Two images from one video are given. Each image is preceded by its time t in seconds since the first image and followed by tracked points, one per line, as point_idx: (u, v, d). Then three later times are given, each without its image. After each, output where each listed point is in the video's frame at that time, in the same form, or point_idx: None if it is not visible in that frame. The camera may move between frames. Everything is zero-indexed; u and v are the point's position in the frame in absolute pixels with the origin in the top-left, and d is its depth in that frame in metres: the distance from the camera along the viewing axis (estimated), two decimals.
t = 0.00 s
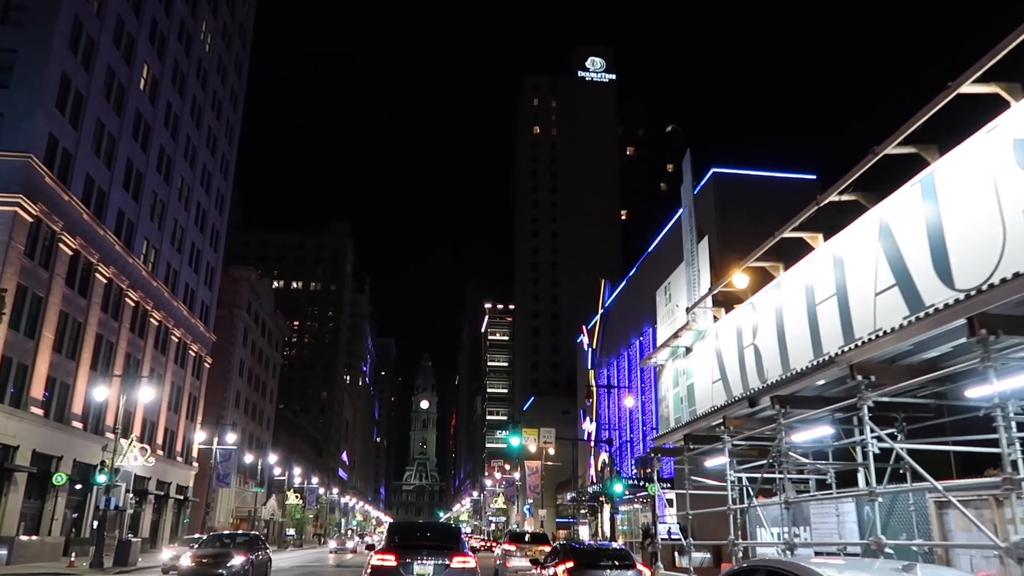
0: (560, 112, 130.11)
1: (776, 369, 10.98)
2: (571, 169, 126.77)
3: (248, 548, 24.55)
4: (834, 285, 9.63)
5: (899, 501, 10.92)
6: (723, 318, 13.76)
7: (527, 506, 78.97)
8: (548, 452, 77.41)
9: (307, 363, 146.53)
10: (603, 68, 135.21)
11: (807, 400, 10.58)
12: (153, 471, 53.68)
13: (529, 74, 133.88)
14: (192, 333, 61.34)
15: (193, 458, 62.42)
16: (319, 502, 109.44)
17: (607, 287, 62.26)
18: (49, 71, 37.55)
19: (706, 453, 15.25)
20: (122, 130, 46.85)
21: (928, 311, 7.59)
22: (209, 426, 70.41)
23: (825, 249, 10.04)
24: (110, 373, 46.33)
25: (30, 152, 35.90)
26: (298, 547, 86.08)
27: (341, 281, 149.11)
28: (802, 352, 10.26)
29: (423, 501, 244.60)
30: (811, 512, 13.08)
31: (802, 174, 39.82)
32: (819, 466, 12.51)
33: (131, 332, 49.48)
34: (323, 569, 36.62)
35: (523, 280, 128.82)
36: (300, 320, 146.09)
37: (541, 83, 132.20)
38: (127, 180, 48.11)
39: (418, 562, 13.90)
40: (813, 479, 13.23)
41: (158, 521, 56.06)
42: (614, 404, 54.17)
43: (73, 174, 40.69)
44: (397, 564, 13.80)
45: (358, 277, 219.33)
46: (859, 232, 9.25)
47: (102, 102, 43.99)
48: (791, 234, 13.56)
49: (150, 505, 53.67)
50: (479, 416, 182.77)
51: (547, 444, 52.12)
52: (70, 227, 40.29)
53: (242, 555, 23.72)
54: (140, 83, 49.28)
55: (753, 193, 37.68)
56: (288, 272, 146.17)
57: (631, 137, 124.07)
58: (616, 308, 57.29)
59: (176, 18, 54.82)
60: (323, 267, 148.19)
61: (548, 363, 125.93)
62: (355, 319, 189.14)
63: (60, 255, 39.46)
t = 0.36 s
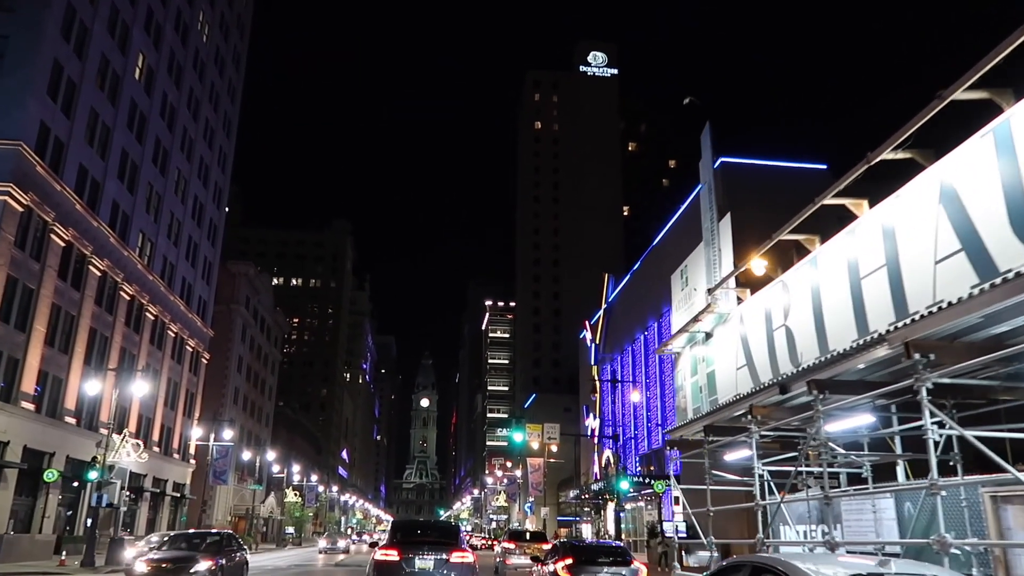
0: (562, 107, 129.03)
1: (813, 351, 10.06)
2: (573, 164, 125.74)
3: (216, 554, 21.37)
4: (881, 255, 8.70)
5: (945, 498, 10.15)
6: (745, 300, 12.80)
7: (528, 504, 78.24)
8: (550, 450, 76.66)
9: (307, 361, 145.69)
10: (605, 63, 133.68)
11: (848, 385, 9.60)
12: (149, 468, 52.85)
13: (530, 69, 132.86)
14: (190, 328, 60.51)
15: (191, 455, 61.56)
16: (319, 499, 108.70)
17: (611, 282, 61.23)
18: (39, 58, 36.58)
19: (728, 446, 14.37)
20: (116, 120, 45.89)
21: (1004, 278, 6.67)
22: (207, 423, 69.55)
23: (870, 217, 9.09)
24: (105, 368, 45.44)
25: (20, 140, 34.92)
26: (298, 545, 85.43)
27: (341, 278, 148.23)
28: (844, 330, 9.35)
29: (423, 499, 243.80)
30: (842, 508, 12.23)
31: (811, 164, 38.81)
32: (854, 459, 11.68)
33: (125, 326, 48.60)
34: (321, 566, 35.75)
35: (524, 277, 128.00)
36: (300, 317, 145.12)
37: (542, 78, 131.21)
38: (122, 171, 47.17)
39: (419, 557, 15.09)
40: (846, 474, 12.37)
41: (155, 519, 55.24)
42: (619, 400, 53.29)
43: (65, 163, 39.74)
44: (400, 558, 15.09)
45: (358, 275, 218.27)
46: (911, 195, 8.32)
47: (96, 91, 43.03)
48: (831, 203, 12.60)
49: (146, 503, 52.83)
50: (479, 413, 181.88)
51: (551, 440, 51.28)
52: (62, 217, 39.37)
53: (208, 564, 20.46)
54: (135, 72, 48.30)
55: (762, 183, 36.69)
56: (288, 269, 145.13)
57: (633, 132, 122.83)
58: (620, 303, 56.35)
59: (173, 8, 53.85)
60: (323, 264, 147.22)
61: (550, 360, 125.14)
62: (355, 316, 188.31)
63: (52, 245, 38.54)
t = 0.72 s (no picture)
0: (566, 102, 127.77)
1: (866, 328, 8.96)
2: (578, 159, 124.53)
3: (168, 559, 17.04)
4: (956, 214, 7.59)
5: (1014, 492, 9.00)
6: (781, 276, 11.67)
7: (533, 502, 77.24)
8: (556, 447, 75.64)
9: (309, 358, 144.72)
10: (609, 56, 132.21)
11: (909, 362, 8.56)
12: (148, 464, 51.93)
13: (534, 63, 131.61)
14: (190, 323, 59.58)
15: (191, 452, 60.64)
16: (321, 497, 107.78)
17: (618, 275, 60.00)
18: (32, 43, 35.56)
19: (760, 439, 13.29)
20: (113, 109, 44.89)
21: None
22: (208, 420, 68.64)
23: (939, 172, 8.00)
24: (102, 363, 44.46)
25: (12, 127, 33.90)
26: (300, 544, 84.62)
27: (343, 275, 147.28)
28: (909, 302, 8.25)
29: (427, 498, 242.78)
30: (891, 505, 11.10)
31: (827, 151, 37.68)
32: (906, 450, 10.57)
33: (123, 320, 47.64)
34: (322, 564, 34.69)
35: (529, 274, 126.90)
36: (302, 315, 144.12)
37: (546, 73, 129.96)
38: (119, 162, 46.17)
39: (423, 553, 16.48)
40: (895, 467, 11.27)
41: (154, 517, 54.29)
42: (628, 395, 52.39)
43: (59, 152, 38.75)
44: (405, 554, 16.56)
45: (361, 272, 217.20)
46: (993, 143, 7.20)
47: (91, 79, 42.02)
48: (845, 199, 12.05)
49: (146, 500, 51.88)
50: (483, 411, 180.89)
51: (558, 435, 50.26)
52: (56, 207, 38.35)
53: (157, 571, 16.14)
54: (133, 61, 47.29)
55: (779, 171, 35.53)
56: (290, 266, 144.09)
57: (638, 127, 121.71)
58: (627, 297, 55.24)
59: None
60: (325, 261, 146.25)
61: (554, 357, 124.10)
62: (358, 313, 187.39)
63: (45, 236, 37.54)
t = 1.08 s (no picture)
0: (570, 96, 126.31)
1: (944, 295, 7.66)
2: (582, 154, 123.11)
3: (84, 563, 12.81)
4: None
5: None
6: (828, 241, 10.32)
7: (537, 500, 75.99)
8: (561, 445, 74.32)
9: (311, 356, 143.43)
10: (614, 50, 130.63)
11: (995, 335, 7.29)
12: (145, 462, 50.79)
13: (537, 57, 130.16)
14: (188, 318, 58.43)
15: (190, 449, 59.54)
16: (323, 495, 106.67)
17: (625, 268, 58.61)
18: (21, 24, 34.34)
19: (801, 427, 12.04)
20: (108, 96, 43.67)
21: None
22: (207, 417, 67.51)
23: None
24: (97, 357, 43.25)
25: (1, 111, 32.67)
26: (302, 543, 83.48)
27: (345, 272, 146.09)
28: (1000, 263, 6.97)
29: (429, 496, 241.58)
30: (949, 498, 9.81)
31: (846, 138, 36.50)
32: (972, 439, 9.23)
33: (118, 313, 46.46)
34: (322, 564, 33.52)
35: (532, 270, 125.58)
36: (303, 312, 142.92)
37: (550, 67, 128.58)
38: (114, 150, 44.93)
39: (428, 551, 15.44)
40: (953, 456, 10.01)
41: (151, 516, 53.14)
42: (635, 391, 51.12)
43: (51, 139, 37.53)
44: (411, 553, 15.43)
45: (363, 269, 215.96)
46: None
47: (85, 65, 40.81)
48: (906, 148, 9.46)
49: (142, 499, 50.70)
50: (486, 409, 179.60)
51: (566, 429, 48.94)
52: (48, 196, 37.16)
53: None
54: (128, 47, 46.05)
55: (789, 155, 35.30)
56: (292, 263, 142.77)
57: (642, 122, 120.41)
58: (635, 290, 53.87)
59: None
60: (327, 258, 144.99)
61: (558, 354, 122.87)
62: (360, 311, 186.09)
63: (36, 226, 36.33)
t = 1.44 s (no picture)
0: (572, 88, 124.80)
1: None
2: (584, 147, 121.64)
3: None
4: None
5: None
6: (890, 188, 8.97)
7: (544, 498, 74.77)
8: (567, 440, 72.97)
9: (313, 356, 142.20)
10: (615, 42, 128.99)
11: None
12: (143, 462, 49.57)
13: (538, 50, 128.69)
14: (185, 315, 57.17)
15: (189, 449, 58.27)
16: (327, 496, 105.38)
17: (632, 258, 57.20)
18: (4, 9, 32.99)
19: (855, 408, 10.76)
20: (98, 87, 42.35)
21: None
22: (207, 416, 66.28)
23: None
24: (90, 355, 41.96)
25: None
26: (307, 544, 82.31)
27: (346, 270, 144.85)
28: None
29: (434, 495, 240.24)
30: None
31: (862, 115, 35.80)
32: None
33: (112, 310, 45.17)
34: (322, 566, 32.12)
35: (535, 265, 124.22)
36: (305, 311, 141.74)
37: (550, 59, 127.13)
38: (104, 143, 43.58)
39: (436, 548, 16.24)
40: None
41: (150, 518, 51.93)
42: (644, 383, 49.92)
43: (38, 130, 36.20)
44: (419, 550, 16.34)
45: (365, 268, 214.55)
46: None
47: (72, 53, 39.46)
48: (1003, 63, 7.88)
49: (141, 501, 49.50)
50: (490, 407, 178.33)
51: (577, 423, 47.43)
52: (35, 189, 35.80)
53: None
54: (118, 36, 44.69)
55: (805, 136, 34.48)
56: (293, 262, 141.51)
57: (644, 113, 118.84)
58: (642, 280, 52.59)
59: None
60: (328, 257, 143.73)
61: (563, 349, 121.60)
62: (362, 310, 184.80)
63: (23, 219, 35.02)
